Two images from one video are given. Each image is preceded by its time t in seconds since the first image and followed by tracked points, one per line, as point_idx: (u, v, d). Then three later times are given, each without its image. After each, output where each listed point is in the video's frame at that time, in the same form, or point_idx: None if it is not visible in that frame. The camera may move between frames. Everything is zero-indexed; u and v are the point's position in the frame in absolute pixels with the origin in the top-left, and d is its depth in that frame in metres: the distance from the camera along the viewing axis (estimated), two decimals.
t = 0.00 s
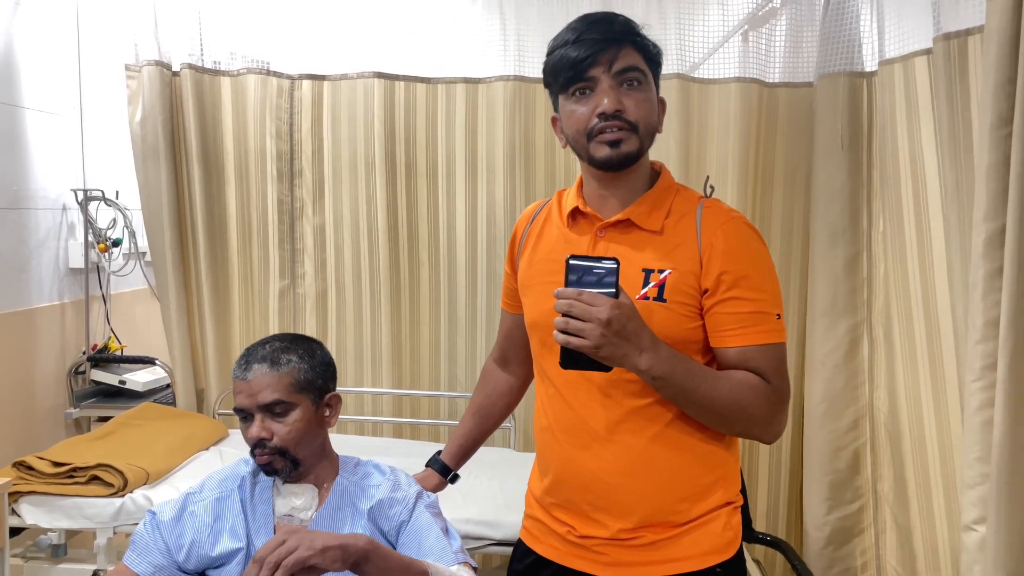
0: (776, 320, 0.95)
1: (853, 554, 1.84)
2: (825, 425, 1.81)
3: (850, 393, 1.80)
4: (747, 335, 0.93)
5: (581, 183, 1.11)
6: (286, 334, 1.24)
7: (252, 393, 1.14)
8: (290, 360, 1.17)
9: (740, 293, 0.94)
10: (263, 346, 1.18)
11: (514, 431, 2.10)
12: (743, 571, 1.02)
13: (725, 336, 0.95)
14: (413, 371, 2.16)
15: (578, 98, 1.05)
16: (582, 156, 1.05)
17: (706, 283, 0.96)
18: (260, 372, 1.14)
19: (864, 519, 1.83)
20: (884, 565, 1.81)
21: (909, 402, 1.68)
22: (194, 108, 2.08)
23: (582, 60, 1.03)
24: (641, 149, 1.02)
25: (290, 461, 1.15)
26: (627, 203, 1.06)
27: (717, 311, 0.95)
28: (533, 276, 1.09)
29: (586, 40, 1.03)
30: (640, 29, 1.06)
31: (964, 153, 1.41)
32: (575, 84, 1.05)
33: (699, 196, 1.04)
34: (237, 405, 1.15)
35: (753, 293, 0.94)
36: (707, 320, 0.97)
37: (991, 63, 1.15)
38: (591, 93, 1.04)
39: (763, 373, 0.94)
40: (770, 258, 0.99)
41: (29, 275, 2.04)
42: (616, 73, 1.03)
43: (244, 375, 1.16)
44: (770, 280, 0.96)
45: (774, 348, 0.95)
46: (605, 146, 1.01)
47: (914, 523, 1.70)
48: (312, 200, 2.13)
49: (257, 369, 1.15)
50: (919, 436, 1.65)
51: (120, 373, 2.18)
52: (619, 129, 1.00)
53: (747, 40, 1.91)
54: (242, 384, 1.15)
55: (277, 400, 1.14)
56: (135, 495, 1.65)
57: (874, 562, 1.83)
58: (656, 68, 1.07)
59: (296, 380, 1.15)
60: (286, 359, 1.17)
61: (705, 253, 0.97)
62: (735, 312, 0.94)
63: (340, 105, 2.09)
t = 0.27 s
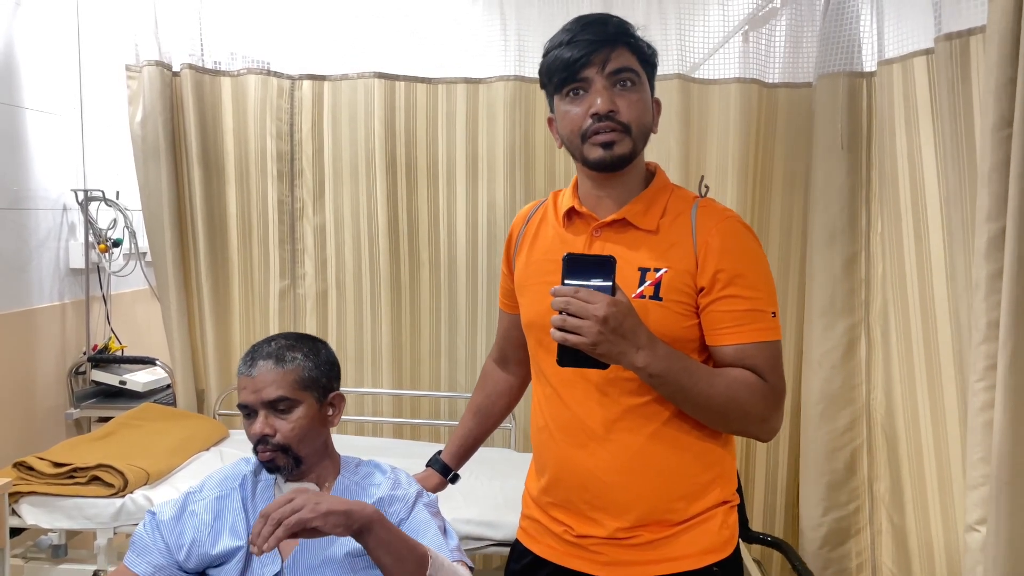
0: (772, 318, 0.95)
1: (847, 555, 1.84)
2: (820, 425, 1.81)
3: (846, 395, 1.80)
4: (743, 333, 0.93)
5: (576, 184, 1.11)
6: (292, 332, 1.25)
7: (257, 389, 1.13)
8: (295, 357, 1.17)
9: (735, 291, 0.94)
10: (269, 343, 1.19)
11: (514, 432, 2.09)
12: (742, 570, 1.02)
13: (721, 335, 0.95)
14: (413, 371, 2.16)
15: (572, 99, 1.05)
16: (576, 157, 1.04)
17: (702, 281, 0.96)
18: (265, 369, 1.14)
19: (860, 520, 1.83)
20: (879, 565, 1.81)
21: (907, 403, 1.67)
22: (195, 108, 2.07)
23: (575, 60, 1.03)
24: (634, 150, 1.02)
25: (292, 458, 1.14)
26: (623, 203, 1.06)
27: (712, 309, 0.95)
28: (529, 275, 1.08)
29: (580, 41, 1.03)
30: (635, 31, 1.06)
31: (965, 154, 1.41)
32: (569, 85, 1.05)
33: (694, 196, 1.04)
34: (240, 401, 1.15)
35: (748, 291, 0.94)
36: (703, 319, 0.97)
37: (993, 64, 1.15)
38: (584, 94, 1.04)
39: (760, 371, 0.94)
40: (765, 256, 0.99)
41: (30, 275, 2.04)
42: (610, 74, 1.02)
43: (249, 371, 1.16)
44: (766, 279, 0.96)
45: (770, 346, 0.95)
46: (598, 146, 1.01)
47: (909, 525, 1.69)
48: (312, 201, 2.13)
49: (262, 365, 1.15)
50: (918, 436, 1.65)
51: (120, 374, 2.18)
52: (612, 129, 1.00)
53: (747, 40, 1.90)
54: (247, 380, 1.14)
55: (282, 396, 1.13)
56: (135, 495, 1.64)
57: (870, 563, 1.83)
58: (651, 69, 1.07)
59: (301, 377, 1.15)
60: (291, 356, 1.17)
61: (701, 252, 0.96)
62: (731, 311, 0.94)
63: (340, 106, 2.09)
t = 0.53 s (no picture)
0: (767, 315, 0.95)
1: (846, 555, 1.84)
2: (819, 425, 1.81)
3: (845, 394, 1.79)
4: (739, 330, 0.93)
5: (571, 183, 1.11)
6: (298, 334, 1.25)
7: (263, 389, 1.13)
8: (303, 359, 1.17)
9: (731, 289, 0.94)
10: (275, 343, 1.19)
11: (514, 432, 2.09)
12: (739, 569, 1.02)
13: (717, 332, 0.94)
14: (414, 372, 2.16)
15: (564, 96, 1.04)
16: (569, 154, 1.04)
17: (697, 279, 0.96)
18: (272, 369, 1.14)
19: (858, 520, 1.83)
20: (877, 565, 1.81)
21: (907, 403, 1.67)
22: (195, 108, 2.07)
23: (566, 57, 1.03)
24: (626, 145, 1.02)
25: (296, 459, 1.14)
26: (618, 202, 1.06)
27: (708, 307, 0.95)
28: (525, 275, 1.08)
29: (571, 39, 1.04)
30: (625, 29, 1.06)
31: (965, 154, 1.41)
32: (561, 82, 1.05)
33: (689, 195, 1.04)
34: (245, 400, 1.14)
35: (744, 289, 0.94)
36: (698, 316, 0.97)
37: (994, 64, 1.15)
38: (575, 91, 1.03)
39: (755, 368, 0.94)
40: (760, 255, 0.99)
41: (31, 275, 2.04)
42: (600, 71, 1.02)
43: (255, 371, 1.16)
44: (761, 277, 0.96)
45: (765, 343, 0.95)
46: (590, 141, 1.00)
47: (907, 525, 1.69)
48: (313, 201, 2.13)
49: (270, 366, 1.15)
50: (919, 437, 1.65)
51: (121, 373, 2.18)
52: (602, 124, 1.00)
53: (748, 40, 1.90)
54: (254, 379, 1.14)
55: (287, 398, 1.13)
56: (136, 495, 1.64)
57: (868, 563, 1.82)
58: (642, 68, 1.07)
59: (307, 379, 1.15)
60: (298, 357, 1.17)
61: (696, 250, 0.96)
62: (726, 308, 0.94)
63: (341, 106, 2.09)
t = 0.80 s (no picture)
0: (760, 315, 0.95)
1: (846, 554, 1.84)
2: (819, 424, 1.81)
3: (846, 394, 1.79)
4: (732, 330, 0.93)
5: (568, 183, 1.11)
6: (298, 334, 1.25)
7: (262, 389, 1.13)
8: (301, 358, 1.17)
9: (724, 289, 0.94)
10: (275, 343, 1.19)
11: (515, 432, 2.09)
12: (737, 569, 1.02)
13: (710, 332, 0.95)
14: (416, 371, 2.16)
15: (562, 96, 1.04)
16: (567, 154, 1.04)
17: (690, 279, 0.96)
18: (270, 369, 1.14)
19: (858, 520, 1.83)
20: (876, 565, 1.81)
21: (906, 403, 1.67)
22: (197, 108, 2.08)
23: (563, 58, 1.03)
24: (623, 145, 1.02)
25: (296, 459, 1.14)
26: (614, 202, 1.06)
27: (701, 307, 0.95)
28: (521, 274, 1.08)
29: (568, 39, 1.04)
30: (623, 30, 1.06)
31: (963, 154, 1.41)
32: (559, 83, 1.05)
33: (684, 195, 1.04)
34: (245, 401, 1.15)
35: (737, 289, 0.94)
36: (692, 316, 0.97)
37: (992, 64, 1.15)
38: (573, 91, 1.03)
39: (748, 367, 0.94)
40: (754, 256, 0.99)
41: (33, 274, 2.04)
42: (598, 71, 1.02)
43: (254, 371, 1.16)
44: (754, 277, 0.97)
45: (757, 343, 0.95)
46: (587, 141, 1.01)
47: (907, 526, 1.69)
48: (314, 200, 2.13)
49: (267, 365, 1.15)
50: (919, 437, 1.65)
51: (123, 373, 2.19)
52: (599, 124, 1.00)
53: (749, 39, 1.90)
54: (252, 380, 1.14)
55: (286, 397, 1.13)
56: (138, 495, 1.64)
57: (867, 562, 1.82)
58: (640, 68, 1.07)
59: (306, 378, 1.15)
60: (296, 357, 1.17)
61: (690, 250, 0.96)
62: (720, 308, 0.94)
63: (342, 105, 2.09)
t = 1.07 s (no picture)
0: (759, 314, 0.95)
1: (846, 553, 1.83)
2: (820, 423, 1.81)
3: (847, 393, 1.79)
4: (731, 329, 0.93)
5: (566, 182, 1.11)
6: (297, 331, 1.25)
7: (262, 386, 1.13)
8: (301, 355, 1.17)
9: (723, 288, 0.94)
10: (274, 341, 1.19)
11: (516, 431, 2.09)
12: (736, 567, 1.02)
13: (709, 331, 0.94)
14: (416, 370, 2.16)
15: (559, 99, 1.04)
16: (566, 157, 1.04)
17: (689, 278, 0.96)
18: (270, 366, 1.14)
19: (858, 519, 1.82)
20: (877, 565, 1.80)
21: (906, 402, 1.67)
22: (198, 107, 2.08)
23: (561, 60, 1.03)
24: (623, 147, 1.02)
25: (296, 455, 1.14)
26: (613, 201, 1.05)
27: (700, 306, 0.95)
28: (520, 273, 1.08)
29: (564, 41, 1.03)
30: (616, 30, 1.06)
31: (960, 153, 1.41)
32: (555, 86, 1.04)
33: (682, 194, 1.04)
34: (245, 397, 1.14)
35: (736, 289, 0.94)
36: (691, 315, 0.97)
37: (990, 63, 1.15)
38: (571, 94, 1.03)
39: (747, 366, 0.94)
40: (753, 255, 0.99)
41: (34, 273, 2.04)
42: (595, 73, 1.02)
43: (254, 368, 1.16)
44: (753, 276, 0.96)
45: (757, 342, 0.95)
46: (588, 146, 1.00)
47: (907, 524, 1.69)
48: (315, 199, 2.13)
49: (267, 362, 1.15)
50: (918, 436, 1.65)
51: (124, 372, 2.19)
52: (600, 127, 1.00)
53: (751, 39, 1.90)
54: (252, 377, 1.14)
55: (286, 394, 1.13)
56: (139, 494, 1.64)
57: (868, 562, 1.82)
58: (634, 68, 1.07)
59: (306, 375, 1.15)
60: (296, 354, 1.17)
61: (689, 249, 0.96)
62: (719, 307, 0.94)
63: (343, 104, 2.09)
